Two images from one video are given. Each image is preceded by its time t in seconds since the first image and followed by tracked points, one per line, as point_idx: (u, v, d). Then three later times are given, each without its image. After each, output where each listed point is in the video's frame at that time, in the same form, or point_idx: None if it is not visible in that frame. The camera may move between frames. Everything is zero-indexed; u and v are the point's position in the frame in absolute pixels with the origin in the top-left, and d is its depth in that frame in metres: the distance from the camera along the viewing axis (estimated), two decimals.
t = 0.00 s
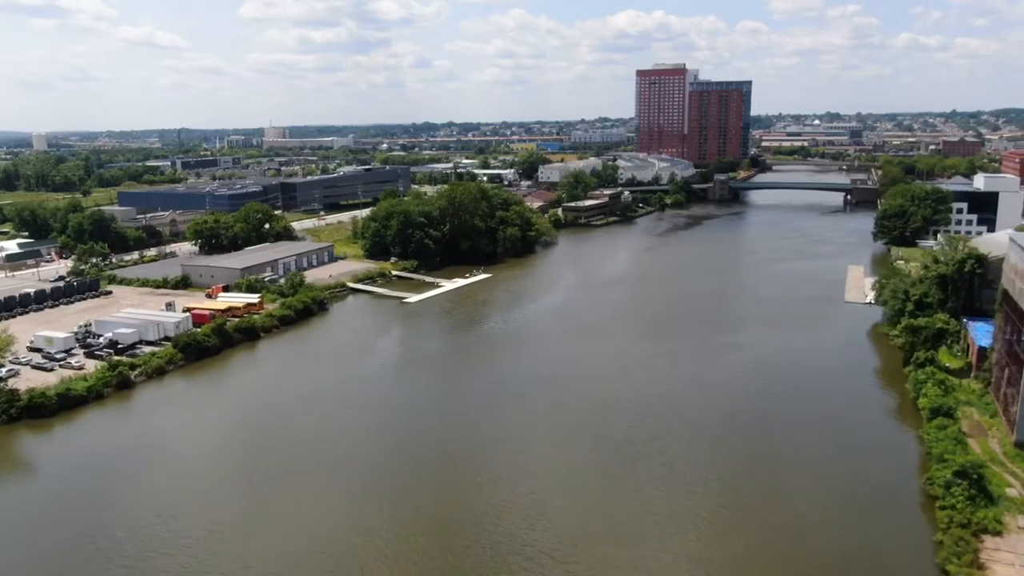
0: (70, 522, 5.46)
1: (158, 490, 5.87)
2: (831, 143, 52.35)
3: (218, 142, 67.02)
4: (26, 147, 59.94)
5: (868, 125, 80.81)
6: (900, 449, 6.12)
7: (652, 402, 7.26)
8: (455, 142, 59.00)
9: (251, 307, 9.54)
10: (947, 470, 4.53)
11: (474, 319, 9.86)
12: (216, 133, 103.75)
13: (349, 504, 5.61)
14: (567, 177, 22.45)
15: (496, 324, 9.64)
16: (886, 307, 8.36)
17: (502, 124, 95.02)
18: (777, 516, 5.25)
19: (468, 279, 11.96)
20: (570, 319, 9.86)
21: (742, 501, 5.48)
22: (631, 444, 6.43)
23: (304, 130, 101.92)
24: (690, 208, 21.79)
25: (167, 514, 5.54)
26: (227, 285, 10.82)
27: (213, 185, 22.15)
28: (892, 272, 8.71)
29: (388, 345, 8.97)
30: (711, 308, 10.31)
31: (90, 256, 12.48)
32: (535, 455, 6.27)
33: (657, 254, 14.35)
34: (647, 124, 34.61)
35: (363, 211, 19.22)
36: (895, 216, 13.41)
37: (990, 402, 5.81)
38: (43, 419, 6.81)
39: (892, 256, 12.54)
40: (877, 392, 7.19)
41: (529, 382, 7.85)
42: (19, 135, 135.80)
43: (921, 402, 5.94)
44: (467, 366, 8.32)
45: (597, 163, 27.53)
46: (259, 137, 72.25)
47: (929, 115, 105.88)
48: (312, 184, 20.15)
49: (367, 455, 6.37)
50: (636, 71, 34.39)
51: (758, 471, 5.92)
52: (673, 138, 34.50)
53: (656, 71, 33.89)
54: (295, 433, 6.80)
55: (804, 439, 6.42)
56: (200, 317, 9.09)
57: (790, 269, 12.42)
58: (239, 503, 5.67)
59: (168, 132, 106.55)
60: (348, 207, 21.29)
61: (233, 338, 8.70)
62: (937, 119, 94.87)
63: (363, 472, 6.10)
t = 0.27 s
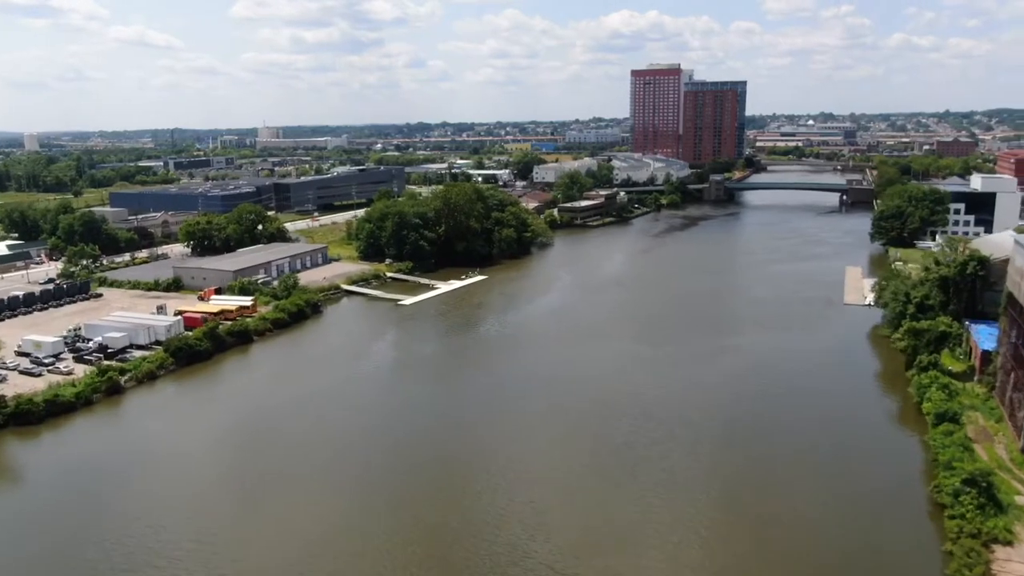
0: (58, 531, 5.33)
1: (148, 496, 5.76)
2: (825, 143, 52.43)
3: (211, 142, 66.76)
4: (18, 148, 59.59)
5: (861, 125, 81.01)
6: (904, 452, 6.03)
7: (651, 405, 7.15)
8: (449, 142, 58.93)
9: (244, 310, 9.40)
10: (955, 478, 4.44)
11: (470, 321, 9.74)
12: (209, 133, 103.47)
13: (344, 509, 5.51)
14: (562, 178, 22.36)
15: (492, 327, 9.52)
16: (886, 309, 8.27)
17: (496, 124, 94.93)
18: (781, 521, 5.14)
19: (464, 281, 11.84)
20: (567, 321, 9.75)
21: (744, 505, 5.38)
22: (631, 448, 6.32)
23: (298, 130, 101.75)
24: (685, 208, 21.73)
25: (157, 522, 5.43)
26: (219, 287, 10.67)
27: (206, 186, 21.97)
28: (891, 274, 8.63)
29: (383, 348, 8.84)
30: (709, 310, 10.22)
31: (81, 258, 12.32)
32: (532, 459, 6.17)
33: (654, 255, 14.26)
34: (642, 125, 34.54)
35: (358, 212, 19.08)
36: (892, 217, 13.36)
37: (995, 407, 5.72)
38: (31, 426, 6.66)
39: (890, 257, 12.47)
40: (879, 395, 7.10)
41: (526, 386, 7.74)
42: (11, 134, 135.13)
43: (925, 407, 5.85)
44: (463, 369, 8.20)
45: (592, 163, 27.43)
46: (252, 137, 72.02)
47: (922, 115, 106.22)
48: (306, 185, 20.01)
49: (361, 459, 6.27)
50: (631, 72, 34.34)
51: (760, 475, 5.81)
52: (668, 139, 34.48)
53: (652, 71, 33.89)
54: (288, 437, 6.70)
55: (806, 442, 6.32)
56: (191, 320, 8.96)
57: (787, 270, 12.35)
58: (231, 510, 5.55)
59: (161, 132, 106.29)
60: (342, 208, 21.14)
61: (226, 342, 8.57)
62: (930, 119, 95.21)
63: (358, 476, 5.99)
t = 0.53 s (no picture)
0: (45, 540, 5.20)
1: (137, 504, 5.64)
2: (820, 143, 52.53)
3: (204, 142, 66.50)
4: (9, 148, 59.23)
5: (855, 125, 81.19)
6: (908, 455, 5.93)
7: (650, 408, 7.04)
8: (443, 143, 58.81)
9: (236, 313, 9.26)
10: (964, 486, 4.34)
11: (465, 324, 9.61)
12: (202, 134, 103.11)
13: (337, 515, 5.40)
14: (557, 178, 22.26)
15: (488, 329, 9.40)
16: (887, 312, 8.18)
17: (490, 125, 94.82)
18: (785, 527, 5.03)
19: (459, 283, 11.72)
20: (563, 323, 9.64)
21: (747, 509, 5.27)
22: (630, 452, 6.21)
23: (291, 130, 101.51)
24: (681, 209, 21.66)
25: (147, 529, 5.31)
26: (211, 290, 10.52)
27: (199, 186, 21.83)
28: (891, 276, 8.55)
29: (377, 352, 8.71)
30: (707, 312, 10.13)
31: (71, 260, 12.14)
32: (529, 464, 6.06)
33: (650, 256, 14.17)
34: (637, 125, 34.48)
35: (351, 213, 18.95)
36: (889, 218, 13.29)
37: (1000, 411, 5.64)
38: (17, 434, 6.51)
39: (888, 258, 12.41)
40: (880, 399, 7.01)
41: (522, 389, 7.62)
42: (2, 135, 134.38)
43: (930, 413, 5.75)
44: (459, 372, 8.08)
45: (587, 164, 27.34)
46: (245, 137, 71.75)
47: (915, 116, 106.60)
48: (299, 186, 19.84)
49: (355, 464, 6.16)
50: (625, 72, 34.25)
51: (763, 479, 5.70)
52: (662, 139, 34.43)
53: (646, 71, 33.66)
54: (281, 442, 6.58)
55: (808, 445, 6.22)
56: (182, 324, 8.81)
57: (784, 272, 12.27)
58: (222, 516, 5.44)
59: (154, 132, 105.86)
60: (336, 209, 20.99)
61: (217, 346, 8.43)
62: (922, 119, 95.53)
63: (351, 481, 5.88)
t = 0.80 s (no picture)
0: (30, 549, 5.06)
1: (125, 510, 5.51)
2: (809, 143, 52.74)
3: (193, 142, 66.21)
4: None
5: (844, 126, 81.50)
6: (911, 458, 5.82)
7: (647, 411, 6.91)
8: (434, 143, 58.67)
9: (225, 317, 9.09)
10: (972, 495, 4.24)
11: (458, 327, 9.48)
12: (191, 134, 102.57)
13: (327, 521, 5.28)
14: (549, 179, 22.15)
15: (481, 333, 9.26)
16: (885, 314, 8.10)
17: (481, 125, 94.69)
18: (788, 532, 4.91)
19: (451, 285, 11.58)
20: (557, 326, 9.52)
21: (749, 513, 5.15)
22: (629, 455, 6.07)
23: (282, 130, 101.16)
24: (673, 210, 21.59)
25: (135, 537, 5.19)
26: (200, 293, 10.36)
27: (188, 188, 21.61)
28: (889, 277, 8.47)
29: (369, 356, 8.55)
30: (702, 313, 10.03)
31: (56, 263, 11.93)
32: (525, 466, 5.95)
33: (644, 258, 14.07)
34: (628, 125, 34.42)
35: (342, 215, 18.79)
36: (883, 219, 13.24)
37: (1003, 416, 5.55)
38: None
39: (883, 259, 12.34)
40: (880, 403, 6.92)
41: (517, 392, 7.49)
42: None
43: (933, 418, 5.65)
44: (453, 376, 7.94)
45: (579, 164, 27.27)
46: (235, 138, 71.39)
47: (904, 116, 107.14)
48: (289, 187, 19.65)
49: (347, 468, 6.06)
50: (616, 72, 34.18)
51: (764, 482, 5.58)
52: (654, 140, 34.38)
53: (637, 71, 33.65)
54: (272, 446, 6.48)
55: (808, 448, 6.11)
56: (169, 329, 8.63)
57: (779, 273, 12.19)
58: (212, 522, 5.32)
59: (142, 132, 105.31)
60: (327, 210, 20.80)
61: (205, 351, 8.25)
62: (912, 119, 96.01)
63: (343, 486, 5.78)
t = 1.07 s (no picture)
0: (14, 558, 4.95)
1: (112, 518, 5.39)
2: (798, 143, 52.87)
3: (181, 142, 65.75)
4: None
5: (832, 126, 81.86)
6: (910, 461, 5.74)
7: (642, 414, 6.81)
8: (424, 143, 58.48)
9: (212, 321, 8.93)
10: (976, 502, 4.16)
11: (450, 331, 9.35)
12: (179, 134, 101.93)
13: (319, 525, 5.19)
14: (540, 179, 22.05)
15: (472, 336, 9.14)
16: (880, 316, 8.04)
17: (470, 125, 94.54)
18: (788, 539, 4.82)
19: (442, 287, 11.46)
20: (550, 329, 9.41)
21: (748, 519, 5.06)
22: (625, 459, 5.97)
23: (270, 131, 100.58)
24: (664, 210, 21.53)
25: (124, 542, 5.10)
26: (186, 297, 10.18)
27: (176, 189, 21.37)
28: (884, 279, 8.42)
29: (359, 360, 8.42)
30: (695, 315, 9.96)
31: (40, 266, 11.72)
32: (519, 468, 5.85)
33: (635, 259, 14.00)
34: (618, 125, 34.37)
35: (331, 216, 18.62)
36: (875, 219, 13.21)
37: (1002, 419, 5.48)
38: None
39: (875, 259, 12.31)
40: (877, 405, 6.85)
41: (509, 395, 7.39)
42: None
43: (933, 422, 5.58)
44: (444, 379, 7.83)
45: (569, 164, 27.18)
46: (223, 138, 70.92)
47: (891, 116, 107.69)
48: (278, 188, 19.45)
49: (338, 471, 5.96)
50: (606, 72, 34.14)
51: (763, 487, 5.49)
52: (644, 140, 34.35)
53: (627, 72, 33.62)
54: (261, 450, 6.38)
55: (806, 452, 6.02)
56: (155, 333, 8.47)
57: (772, 274, 12.13)
58: (201, 529, 5.21)
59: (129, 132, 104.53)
60: (316, 211, 20.62)
61: (192, 356, 8.10)
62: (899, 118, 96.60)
63: (334, 489, 5.68)
